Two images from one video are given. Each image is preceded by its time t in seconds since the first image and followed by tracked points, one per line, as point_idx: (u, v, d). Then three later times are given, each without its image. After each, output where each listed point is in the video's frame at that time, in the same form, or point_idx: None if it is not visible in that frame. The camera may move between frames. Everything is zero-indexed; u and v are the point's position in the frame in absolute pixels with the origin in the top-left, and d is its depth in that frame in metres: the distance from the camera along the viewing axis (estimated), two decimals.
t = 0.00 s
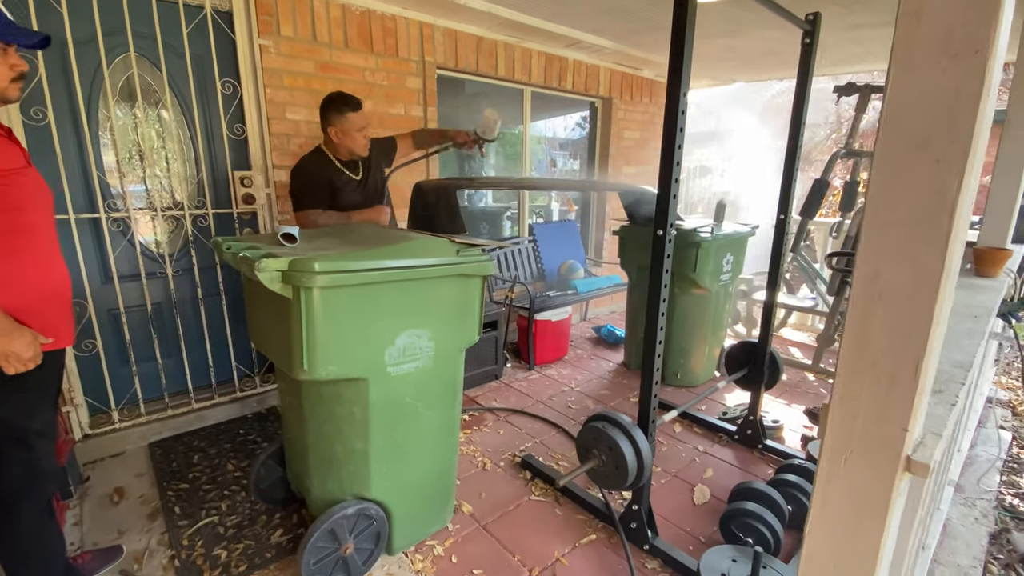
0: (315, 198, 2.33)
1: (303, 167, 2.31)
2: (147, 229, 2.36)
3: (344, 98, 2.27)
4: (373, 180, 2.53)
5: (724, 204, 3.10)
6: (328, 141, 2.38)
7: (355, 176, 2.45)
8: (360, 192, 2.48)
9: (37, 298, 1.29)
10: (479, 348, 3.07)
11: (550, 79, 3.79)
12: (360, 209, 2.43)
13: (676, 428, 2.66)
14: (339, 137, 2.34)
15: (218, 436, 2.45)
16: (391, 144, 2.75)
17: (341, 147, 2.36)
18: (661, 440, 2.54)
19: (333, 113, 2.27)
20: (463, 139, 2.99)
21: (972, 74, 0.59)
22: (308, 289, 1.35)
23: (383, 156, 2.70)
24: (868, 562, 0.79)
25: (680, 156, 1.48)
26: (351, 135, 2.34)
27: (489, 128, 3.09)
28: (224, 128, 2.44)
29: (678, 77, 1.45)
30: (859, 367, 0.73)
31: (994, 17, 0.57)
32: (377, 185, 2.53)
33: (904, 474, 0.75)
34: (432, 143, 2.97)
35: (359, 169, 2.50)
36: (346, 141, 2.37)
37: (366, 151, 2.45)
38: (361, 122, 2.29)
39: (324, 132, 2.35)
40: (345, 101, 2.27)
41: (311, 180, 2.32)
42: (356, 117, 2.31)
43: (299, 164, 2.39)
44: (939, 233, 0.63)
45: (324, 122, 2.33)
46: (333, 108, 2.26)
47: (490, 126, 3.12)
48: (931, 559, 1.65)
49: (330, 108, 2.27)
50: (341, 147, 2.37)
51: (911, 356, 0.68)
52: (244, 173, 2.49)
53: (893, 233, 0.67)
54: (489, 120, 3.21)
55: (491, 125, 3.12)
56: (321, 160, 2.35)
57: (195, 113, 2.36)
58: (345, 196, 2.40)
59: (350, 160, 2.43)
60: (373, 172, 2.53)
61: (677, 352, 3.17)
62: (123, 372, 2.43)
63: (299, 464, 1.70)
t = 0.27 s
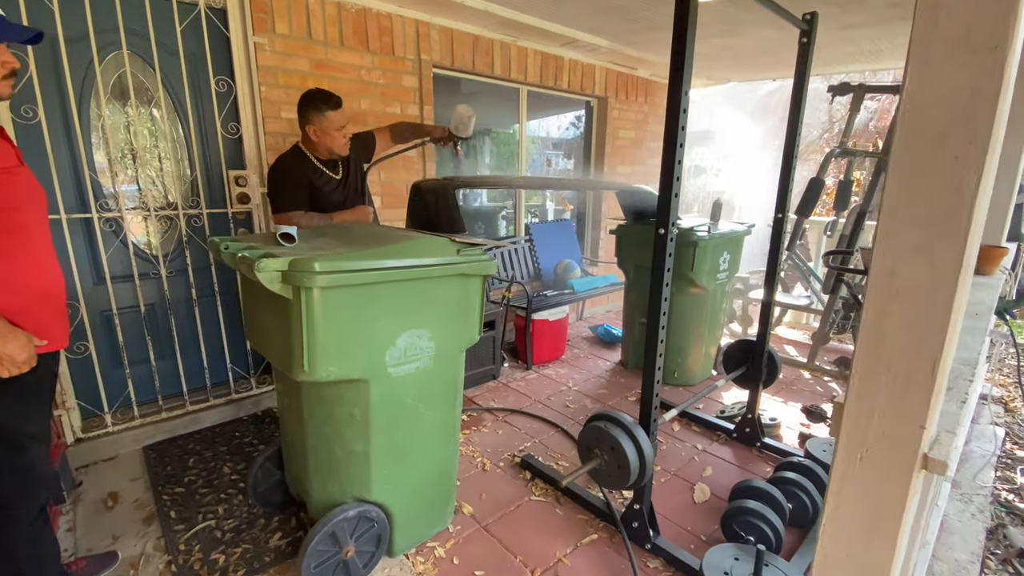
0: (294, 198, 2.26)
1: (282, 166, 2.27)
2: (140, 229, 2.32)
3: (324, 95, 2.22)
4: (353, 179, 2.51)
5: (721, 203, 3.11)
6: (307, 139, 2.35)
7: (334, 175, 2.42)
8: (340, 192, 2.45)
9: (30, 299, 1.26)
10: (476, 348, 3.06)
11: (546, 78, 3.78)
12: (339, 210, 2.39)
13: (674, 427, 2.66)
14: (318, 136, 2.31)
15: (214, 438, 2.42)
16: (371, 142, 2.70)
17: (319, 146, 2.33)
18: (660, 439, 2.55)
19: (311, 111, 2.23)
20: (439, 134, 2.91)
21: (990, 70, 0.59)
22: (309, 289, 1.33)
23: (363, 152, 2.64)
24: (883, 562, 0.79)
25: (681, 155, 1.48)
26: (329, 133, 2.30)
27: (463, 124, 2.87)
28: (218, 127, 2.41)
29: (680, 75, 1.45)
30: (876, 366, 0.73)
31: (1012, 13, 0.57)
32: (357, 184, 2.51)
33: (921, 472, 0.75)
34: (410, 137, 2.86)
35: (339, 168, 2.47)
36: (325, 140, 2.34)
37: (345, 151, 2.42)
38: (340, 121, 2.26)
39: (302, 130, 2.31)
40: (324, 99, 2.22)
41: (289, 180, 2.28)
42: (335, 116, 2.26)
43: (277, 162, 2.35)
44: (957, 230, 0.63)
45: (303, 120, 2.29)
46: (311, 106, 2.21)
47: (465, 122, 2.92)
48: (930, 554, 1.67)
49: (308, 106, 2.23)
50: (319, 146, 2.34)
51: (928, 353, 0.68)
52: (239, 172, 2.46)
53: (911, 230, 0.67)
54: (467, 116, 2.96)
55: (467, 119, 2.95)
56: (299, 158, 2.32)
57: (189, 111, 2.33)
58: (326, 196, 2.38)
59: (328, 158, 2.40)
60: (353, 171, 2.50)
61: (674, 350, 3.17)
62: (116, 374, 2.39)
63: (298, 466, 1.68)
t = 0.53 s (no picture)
0: (281, 201, 2.24)
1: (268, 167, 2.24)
2: (135, 230, 2.30)
3: (311, 94, 2.17)
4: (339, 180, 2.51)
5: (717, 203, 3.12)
6: (292, 138, 2.30)
7: (321, 175, 2.42)
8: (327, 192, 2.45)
9: (27, 300, 1.25)
10: (473, 348, 3.06)
11: (543, 78, 3.78)
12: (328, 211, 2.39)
13: (671, 427, 2.67)
14: (304, 135, 2.26)
15: (210, 440, 2.41)
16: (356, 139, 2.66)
17: (305, 146, 2.29)
18: (657, 438, 2.55)
19: (296, 110, 2.18)
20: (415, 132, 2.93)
21: (995, 72, 0.60)
22: (309, 289, 1.32)
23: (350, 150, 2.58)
24: (889, 560, 0.80)
25: (681, 156, 1.49)
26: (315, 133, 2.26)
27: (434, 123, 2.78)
28: (214, 126, 2.39)
29: (680, 76, 1.45)
30: (881, 366, 0.73)
31: (1018, 16, 0.58)
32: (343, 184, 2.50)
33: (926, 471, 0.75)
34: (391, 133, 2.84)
35: (325, 168, 2.46)
36: (311, 139, 2.29)
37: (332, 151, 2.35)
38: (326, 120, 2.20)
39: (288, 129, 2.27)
40: (310, 98, 2.17)
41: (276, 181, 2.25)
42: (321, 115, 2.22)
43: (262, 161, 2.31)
44: (964, 230, 0.64)
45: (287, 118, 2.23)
46: (296, 105, 2.16)
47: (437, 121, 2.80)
48: (926, 553, 1.68)
49: (294, 105, 2.18)
50: (305, 146, 2.30)
51: (934, 352, 0.69)
52: (235, 172, 2.45)
53: (918, 230, 0.67)
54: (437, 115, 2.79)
55: (440, 120, 2.80)
56: (284, 159, 2.28)
57: (185, 111, 2.31)
58: (314, 197, 2.37)
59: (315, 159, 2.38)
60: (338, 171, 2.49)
61: (671, 350, 3.18)
62: (111, 376, 2.37)
63: (297, 468, 1.67)
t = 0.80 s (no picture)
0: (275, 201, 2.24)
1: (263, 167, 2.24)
2: (132, 230, 2.29)
3: (305, 92, 2.16)
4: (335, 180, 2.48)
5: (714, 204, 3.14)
6: (287, 136, 2.30)
7: (316, 174, 2.40)
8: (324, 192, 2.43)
9: (24, 301, 1.25)
10: (471, 349, 3.06)
11: (540, 79, 3.79)
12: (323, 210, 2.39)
13: (669, 427, 2.68)
14: (298, 134, 2.26)
15: (207, 441, 2.40)
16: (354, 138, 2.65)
17: (300, 145, 2.28)
18: (655, 439, 2.56)
19: (291, 108, 2.17)
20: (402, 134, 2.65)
21: (993, 76, 0.61)
22: (308, 290, 1.32)
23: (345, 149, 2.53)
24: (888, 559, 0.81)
25: (679, 157, 1.50)
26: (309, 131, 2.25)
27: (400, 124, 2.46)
28: (212, 127, 2.39)
29: (679, 78, 1.46)
30: (880, 366, 0.74)
31: (1015, 20, 0.59)
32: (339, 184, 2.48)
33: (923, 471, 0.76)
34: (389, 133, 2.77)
35: (320, 167, 2.45)
36: (306, 138, 2.28)
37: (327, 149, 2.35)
38: (320, 118, 2.18)
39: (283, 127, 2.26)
40: (304, 97, 2.15)
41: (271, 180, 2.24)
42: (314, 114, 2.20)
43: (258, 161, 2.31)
44: (962, 232, 0.65)
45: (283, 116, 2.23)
46: (290, 103, 2.15)
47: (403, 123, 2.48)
48: (921, 551, 1.69)
49: (289, 103, 2.17)
50: (300, 144, 2.29)
51: (932, 353, 0.69)
52: (232, 173, 2.44)
53: (916, 232, 0.68)
54: (404, 115, 2.45)
55: (408, 119, 2.47)
56: (278, 158, 2.27)
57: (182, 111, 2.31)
58: (310, 197, 2.36)
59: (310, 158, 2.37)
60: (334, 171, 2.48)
61: (668, 351, 3.19)
62: (107, 377, 2.36)
63: (295, 469, 1.67)
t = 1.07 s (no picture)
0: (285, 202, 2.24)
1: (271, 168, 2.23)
2: (131, 230, 2.30)
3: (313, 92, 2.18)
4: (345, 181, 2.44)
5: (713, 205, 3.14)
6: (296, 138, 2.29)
7: (325, 175, 2.36)
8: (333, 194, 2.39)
9: (22, 301, 1.25)
10: (471, 349, 3.07)
11: (539, 80, 3.79)
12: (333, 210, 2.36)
13: (668, 428, 2.68)
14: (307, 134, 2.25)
15: (207, 441, 2.40)
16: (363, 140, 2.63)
17: (309, 145, 2.27)
18: (654, 439, 2.57)
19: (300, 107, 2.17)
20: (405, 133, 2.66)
21: (986, 78, 0.61)
22: (307, 290, 1.32)
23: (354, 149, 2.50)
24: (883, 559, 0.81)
25: (678, 158, 1.50)
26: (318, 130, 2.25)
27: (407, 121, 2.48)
28: (211, 127, 2.39)
29: (677, 80, 1.46)
30: (874, 367, 0.75)
31: (1008, 24, 0.59)
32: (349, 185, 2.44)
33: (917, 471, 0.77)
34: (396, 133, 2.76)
35: (330, 168, 2.42)
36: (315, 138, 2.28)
37: (337, 148, 2.36)
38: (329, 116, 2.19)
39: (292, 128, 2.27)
40: (313, 95, 2.17)
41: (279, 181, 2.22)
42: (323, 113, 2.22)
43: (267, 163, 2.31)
44: (956, 233, 0.65)
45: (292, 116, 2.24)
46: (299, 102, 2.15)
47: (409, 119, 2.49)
48: (919, 552, 1.70)
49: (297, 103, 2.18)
50: (309, 144, 2.28)
51: (926, 354, 0.70)
52: (232, 173, 2.45)
53: (910, 233, 0.69)
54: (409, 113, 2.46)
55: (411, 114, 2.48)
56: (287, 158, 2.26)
57: (182, 112, 2.31)
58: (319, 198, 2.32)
59: (320, 158, 2.34)
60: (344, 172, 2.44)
61: (667, 351, 3.20)
62: (106, 377, 2.36)
63: (294, 469, 1.67)
